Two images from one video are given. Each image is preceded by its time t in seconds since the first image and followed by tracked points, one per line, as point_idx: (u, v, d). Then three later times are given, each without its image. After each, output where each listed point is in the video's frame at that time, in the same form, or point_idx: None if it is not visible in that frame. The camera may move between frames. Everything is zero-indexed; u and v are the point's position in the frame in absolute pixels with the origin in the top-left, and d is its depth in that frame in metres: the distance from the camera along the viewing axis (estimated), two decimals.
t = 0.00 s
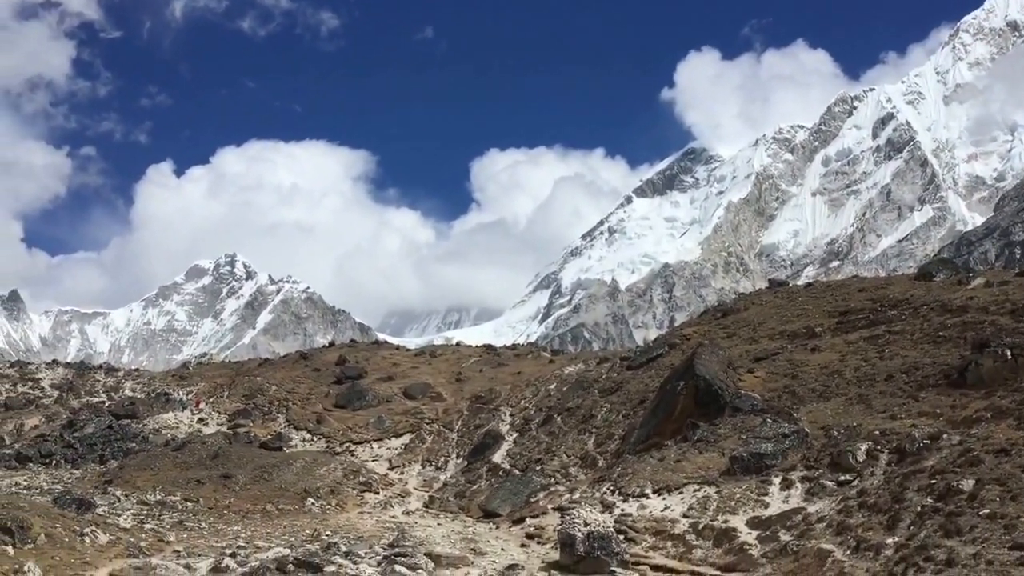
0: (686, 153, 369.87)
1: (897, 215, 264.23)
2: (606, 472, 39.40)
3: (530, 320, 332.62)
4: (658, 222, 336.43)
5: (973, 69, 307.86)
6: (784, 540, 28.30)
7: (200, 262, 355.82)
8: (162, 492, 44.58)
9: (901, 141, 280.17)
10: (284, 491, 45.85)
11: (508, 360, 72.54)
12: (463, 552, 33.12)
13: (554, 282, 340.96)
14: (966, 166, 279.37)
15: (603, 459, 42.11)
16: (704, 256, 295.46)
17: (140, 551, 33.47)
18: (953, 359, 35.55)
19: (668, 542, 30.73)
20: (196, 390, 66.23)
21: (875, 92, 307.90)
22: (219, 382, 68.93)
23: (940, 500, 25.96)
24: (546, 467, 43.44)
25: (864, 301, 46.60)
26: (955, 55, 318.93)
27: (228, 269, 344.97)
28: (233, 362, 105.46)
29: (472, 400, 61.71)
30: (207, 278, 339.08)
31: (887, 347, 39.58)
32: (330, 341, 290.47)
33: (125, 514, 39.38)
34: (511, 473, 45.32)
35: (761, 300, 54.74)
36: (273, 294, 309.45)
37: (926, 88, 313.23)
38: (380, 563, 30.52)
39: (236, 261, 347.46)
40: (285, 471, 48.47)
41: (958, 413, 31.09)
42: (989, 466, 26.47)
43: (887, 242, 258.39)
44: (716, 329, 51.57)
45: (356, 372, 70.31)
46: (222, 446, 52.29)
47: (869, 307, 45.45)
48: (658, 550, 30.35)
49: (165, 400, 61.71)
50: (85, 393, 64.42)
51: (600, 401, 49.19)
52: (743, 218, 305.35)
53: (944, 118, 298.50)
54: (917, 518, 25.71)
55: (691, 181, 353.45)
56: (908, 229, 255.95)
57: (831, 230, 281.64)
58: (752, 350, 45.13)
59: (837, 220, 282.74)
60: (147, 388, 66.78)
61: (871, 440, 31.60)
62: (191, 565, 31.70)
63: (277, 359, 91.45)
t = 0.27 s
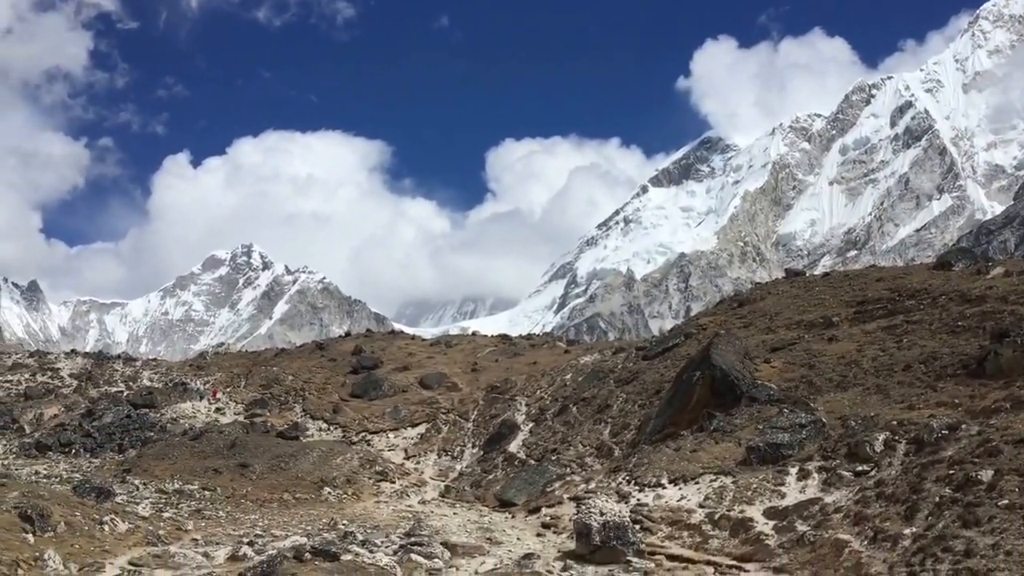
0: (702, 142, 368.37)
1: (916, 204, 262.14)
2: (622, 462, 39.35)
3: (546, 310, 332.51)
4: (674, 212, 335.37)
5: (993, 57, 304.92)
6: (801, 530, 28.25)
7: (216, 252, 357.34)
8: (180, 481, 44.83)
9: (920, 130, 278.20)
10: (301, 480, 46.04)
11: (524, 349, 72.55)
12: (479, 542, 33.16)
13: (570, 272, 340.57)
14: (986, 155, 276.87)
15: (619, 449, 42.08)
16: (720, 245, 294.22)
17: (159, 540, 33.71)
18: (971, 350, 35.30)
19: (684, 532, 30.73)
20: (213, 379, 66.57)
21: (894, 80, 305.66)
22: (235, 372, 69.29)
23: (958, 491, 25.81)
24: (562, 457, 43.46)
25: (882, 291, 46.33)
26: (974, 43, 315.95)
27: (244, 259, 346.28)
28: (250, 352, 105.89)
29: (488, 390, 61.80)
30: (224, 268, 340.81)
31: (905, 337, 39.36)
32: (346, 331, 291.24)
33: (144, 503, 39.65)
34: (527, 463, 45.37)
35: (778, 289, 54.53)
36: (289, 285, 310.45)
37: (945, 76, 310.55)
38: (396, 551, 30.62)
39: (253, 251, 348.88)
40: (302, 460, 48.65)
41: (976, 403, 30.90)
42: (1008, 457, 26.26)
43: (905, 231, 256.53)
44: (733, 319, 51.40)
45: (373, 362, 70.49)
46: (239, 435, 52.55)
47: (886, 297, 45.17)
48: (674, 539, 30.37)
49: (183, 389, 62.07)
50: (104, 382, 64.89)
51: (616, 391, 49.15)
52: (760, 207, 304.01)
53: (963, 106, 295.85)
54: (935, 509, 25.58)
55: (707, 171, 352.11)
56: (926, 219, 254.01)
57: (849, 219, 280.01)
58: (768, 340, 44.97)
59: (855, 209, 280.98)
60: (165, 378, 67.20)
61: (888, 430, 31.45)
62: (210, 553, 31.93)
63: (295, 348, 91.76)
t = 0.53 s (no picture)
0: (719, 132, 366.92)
1: (934, 192, 260.46)
2: (638, 452, 39.40)
3: (562, 300, 332.34)
4: (690, 201, 334.29)
5: (1012, 44, 302.16)
6: (817, 520, 28.22)
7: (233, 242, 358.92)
8: (198, 470, 45.14)
9: (938, 119, 276.35)
10: (317, 470, 46.30)
11: (540, 339, 72.66)
12: (496, 531, 33.30)
13: (586, 262, 340.19)
14: (1005, 143, 274.54)
15: (635, 439, 42.09)
16: (737, 235, 293.19)
17: (177, 528, 33.96)
18: (989, 339, 35.13)
19: (700, 521, 30.74)
20: (230, 369, 66.94)
21: (912, 68, 303.48)
22: (253, 362, 69.73)
23: (976, 481, 25.74)
24: (578, 447, 43.51)
25: (899, 281, 46.10)
26: (994, 30, 313.14)
27: (261, 250, 347.66)
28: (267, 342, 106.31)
29: (504, 380, 61.91)
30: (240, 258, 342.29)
31: (923, 327, 39.18)
32: (362, 321, 292.13)
33: (162, 491, 39.95)
34: (543, 453, 45.47)
35: (795, 279, 54.35)
36: (305, 275, 311.36)
37: (964, 64, 308.01)
38: (413, 540, 30.79)
39: (269, 241, 350.14)
40: (319, 449, 48.90)
41: (994, 392, 30.80)
42: None
43: (923, 221, 254.74)
44: (750, 309, 51.30)
45: (389, 352, 70.70)
46: (256, 424, 52.83)
47: (904, 287, 44.96)
48: (691, 529, 30.36)
49: (201, 379, 62.46)
50: (122, 372, 65.36)
51: (632, 380, 49.16)
52: (777, 197, 302.70)
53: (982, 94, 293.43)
54: (953, 499, 25.49)
55: (724, 160, 350.73)
56: (945, 208, 252.07)
57: (866, 208, 278.43)
58: (785, 330, 44.86)
59: (873, 198, 279.36)
60: (182, 368, 67.59)
61: (906, 420, 31.36)
62: (228, 542, 32.14)
63: (311, 339, 92.09)
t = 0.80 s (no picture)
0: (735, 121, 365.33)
1: (953, 181, 258.42)
2: (654, 442, 39.43)
3: (578, 290, 332.02)
4: (707, 191, 333.08)
5: None
6: (834, 510, 28.20)
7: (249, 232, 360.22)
8: (215, 459, 45.47)
9: (957, 107, 274.38)
10: (334, 459, 46.55)
11: (557, 329, 72.65)
12: (513, 520, 33.43)
13: (602, 252, 339.61)
14: None
15: (651, 428, 42.13)
16: (754, 225, 291.94)
17: (195, 517, 34.29)
18: (1008, 329, 34.94)
19: (716, 510, 30.77)
20: (247, 359, 67.31)
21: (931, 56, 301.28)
22: (270, 352, 70.07)
23: (994, 470, 25.64)
24: (594, 437, 43.58)
25: (917, 271, 45.90)
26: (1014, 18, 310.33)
27: (277, 240, 348.96)
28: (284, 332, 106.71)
29: (520, 370, 62.08)
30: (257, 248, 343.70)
31: (941, 317, 39.01)
32: (378, 311, 292.68)
33: (181, 480, 40.31)
34: (559, 443, 45.55)
35: (812, 269, 54.18)
36: (321, 265, 312.16)
37: (983, 52, 305.35)
38: (430, 529, 30.98)
39: (285, 232, 351.35)
40: (335, 438, 49.16)
41: (1012, 382, 30.64)
42: None
43: (942, 210, 252.86)
44: (766, 299, 51.18)
45: (405, 341, 70.92)
46: (273, 414, 53.16)
47: (922, 276, 44.78)
48: (707, 519, 30.40)
49: (218, 368, 62.85)
50: (140, 361, 65.82)
51: (648, 370, 49.18)
52: (794, 186, 301.28)
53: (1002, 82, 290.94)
54: (971, 488, 25.43)
55: (741, 149, 349.22)
56: (964, 197, 250.03)
57: (884, 197, 276.75)
58: (802, 319, 44.75)
59: (891, 187, 277.65)
60: (199, 357, 68.00)
61: (923, 410, 31.27)
62: (246, 530, 32.44)
63: (328, 329, 92.38)
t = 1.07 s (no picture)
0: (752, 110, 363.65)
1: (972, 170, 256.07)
2: (670, 431, 39.52)
3: (594, 280, 331.63)
4: (724, 180, 331.84)
5: None
6: (851, 499, 28.20)
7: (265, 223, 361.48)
8: (233, 448, 45.82)
9: (976, 96, 272.19)
10: (351, 448, 46.84)
11: (573, 319, 72.69)
12: (529, 509, 33.54)
13: (618, 242, 339.05)
14: None
15: (667, 418, 42.18)
16: (771, 214, 290.49)
17: (213, 505, 34.63)
18: None
19: (732, 500, 30.81)
20: (263, 348, 67.71)
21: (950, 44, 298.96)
22: (287, 341, 70.47)
23: (1011, 460, 25.53)
24: (610, 426, 43.65)
25: (935, 260, 45.68)
26: None
27: (293, 230, 350.24)
28: (300, 322, 107.07)
29: (537, 359, 62.22)
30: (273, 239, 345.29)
31: (959, 306, 38.85)
32: (394, 301, 293.28)
33: (198, 469, 40.66)
34: (574, 432, 45.65)
35: (830, 258, 53.98)
36: (338, 255, 312.93)
37: (1003, 40, 302.51)
38: (446, 518, 31.16)
39: (301, 222, 352.60)
40: (352, 428, 49.43)
41: None
42: None
43: (961, 199, 250.66)
44: (784, 288, 51.02)
45: (421, 331, 71.16)
46: (290, 403, 53.53)
47: (941, 265, 44.59)
48: (724, 508, 30.44)
49: (235, 358, 63.25)
50: (158, 351, 66.34)
51: (664, 360, 49.18)
52: (811, 176, 299.64)
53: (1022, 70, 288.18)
54: (988, 478, 25.37)
55: (758, 139, 347.66)
56: (983, 185, 247.59)
57: (902, 187, 274.95)
58: (820, 309, 44.66)
59: (909, 176, 275.78)
60: (217, 347, 68.48)
61: (941, 399, 31.20)
62: (264, 519, 32.68)
63: (344, 318, 92.72)
